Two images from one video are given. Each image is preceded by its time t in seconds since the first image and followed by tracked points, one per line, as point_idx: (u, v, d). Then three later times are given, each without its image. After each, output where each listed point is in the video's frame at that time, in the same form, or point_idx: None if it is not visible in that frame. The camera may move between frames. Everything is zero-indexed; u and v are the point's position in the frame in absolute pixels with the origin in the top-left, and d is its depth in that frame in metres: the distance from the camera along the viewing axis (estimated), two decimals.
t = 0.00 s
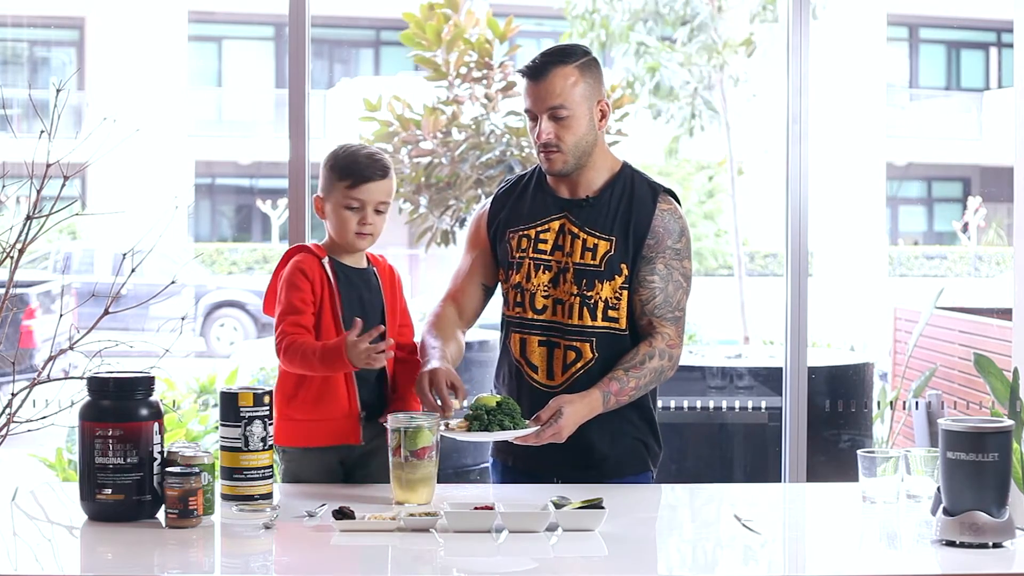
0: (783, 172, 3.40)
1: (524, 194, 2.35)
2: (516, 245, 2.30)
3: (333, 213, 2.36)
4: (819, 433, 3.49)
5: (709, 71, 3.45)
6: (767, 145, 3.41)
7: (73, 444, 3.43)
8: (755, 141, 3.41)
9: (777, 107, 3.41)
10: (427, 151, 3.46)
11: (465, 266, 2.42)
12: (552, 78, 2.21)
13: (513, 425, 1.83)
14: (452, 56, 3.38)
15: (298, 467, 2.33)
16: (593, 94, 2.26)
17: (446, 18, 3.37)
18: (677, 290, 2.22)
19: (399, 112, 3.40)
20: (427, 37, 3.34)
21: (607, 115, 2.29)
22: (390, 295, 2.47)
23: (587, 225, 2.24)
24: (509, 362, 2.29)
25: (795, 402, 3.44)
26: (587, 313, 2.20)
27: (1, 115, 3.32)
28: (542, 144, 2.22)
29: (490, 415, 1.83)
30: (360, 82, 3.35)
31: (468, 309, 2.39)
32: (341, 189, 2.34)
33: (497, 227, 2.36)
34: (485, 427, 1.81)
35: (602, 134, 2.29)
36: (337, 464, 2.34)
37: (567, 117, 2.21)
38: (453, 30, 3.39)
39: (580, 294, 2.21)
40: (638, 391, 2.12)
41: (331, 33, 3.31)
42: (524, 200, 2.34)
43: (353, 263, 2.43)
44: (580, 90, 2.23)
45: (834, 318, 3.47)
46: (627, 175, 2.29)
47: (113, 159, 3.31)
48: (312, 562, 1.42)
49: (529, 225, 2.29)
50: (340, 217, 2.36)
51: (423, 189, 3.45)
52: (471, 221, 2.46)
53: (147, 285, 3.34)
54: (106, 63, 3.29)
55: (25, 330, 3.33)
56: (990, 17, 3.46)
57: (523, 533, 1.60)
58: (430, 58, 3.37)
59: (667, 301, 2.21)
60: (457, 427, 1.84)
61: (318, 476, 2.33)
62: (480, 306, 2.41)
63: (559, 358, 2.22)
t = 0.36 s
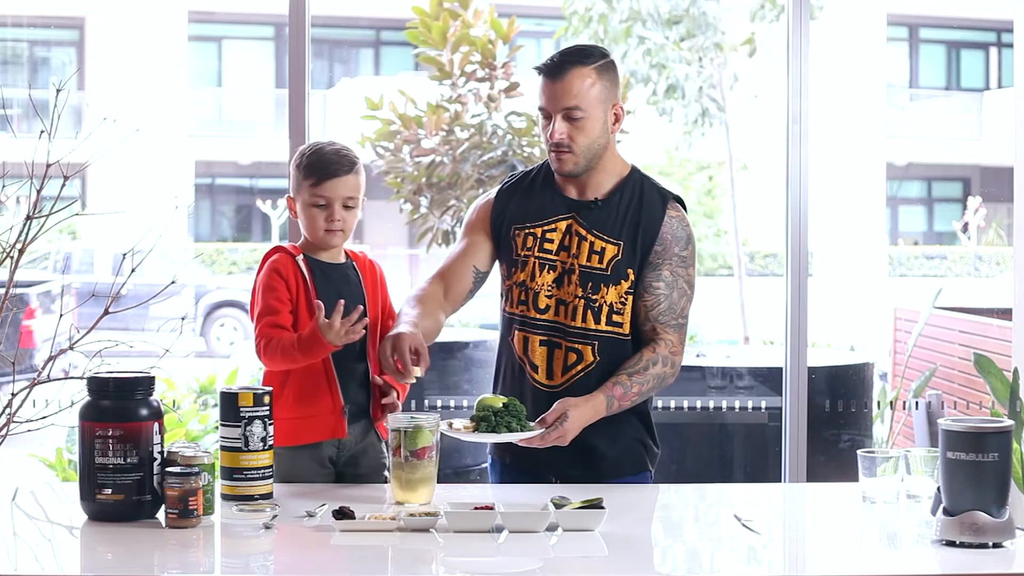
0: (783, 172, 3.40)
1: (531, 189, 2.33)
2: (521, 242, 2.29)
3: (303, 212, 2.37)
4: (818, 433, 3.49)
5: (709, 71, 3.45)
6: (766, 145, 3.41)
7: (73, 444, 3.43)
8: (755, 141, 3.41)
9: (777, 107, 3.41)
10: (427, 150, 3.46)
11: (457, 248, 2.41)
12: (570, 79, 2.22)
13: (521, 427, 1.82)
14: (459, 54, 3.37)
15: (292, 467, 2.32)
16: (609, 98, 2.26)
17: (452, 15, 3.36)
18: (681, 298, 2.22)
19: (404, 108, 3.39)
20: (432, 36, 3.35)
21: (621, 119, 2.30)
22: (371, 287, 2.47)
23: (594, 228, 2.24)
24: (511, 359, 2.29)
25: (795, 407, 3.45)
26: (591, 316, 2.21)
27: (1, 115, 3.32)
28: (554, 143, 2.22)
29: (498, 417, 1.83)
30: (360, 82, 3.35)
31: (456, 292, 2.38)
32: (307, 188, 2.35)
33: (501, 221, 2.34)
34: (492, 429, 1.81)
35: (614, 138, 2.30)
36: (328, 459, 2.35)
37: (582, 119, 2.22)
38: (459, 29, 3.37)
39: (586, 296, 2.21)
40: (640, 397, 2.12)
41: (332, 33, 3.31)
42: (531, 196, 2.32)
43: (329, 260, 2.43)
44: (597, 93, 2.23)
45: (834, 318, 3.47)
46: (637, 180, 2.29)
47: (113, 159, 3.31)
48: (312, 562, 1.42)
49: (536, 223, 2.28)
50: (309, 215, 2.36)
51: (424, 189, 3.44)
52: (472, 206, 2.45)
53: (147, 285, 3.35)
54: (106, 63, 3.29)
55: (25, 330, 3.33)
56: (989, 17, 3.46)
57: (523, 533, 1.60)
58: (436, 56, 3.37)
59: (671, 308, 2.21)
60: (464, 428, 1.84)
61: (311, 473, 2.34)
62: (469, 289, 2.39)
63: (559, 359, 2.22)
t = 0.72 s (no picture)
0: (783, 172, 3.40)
1: (538, 188, 2.32)
2: (527, 242, 2.28)
3: (289, 213, 2.38)
4: (818, 433, 3.50)
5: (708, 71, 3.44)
6: (766, 145, 3.41)
7: (73, 444, 3.43)
8: (755, 141, 3.41)
9: (777, 107, 3.41)
10: (430, 148, 3.43)
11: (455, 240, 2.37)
12: (581, 79, 2.22)
13: (535, 429, 1.82)
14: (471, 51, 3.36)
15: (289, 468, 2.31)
16: (619, 101, 2.26)
17: (467, 15, 3.38)
18: (687, 302, 2.24)
19: (410, 105, 3.38)
20: (446, 31, 3.35)
21: (630, 122, 2.30)
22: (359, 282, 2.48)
23: (601, 230, 2.25)
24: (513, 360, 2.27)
25: (795, 408, 3.46)
26: (597, 317, 2.21)
27: (1, 115, 3.32)
28: (562, 143, 2.23)
29: (512, 418, 1.82)
30: (361, 82, 3.36)
31: (450, 282, 2.34)
32: (292, 189, 2.35)
33: (504, 217, 2.32)
34: (507, 431, 1.80)
35: (622, 140, 2.30)
36: (323, 459, 2.35)
37: (592, 120, 2.22)
38: (473, 28, 3.38)
39: (592, 298, 2.22)
40: (648, 399, 2.12)
41: (332, 34, 3.32)
42: (537, 195, 2.31)
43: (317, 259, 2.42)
44: (608, 95, 2.23)
45: (834, 318, 3.47)
46: (643, 183, 2.29)
47: (113, 159, 3.31)
48: (311, 562, 1.42)
49: (542, 223, 2.28)
50: (295, 216, 2.36)
51: (425, 189, 3.44)
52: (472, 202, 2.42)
53: (147, 285, 3.35)
54: (106, 63, 3.29)
55: (25, 330, 3.33)
56: (989, 17, 3.46)
57: (523, 533, 1.60)
58: (447, 52, 3.37)
59: (677, 311, 2.23)
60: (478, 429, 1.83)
61: (307, 473, 2.33)
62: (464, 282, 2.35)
63: (563, 361, 2.21)
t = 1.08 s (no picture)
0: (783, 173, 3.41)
1: (535, 187, 2.32)
2: (525, 241, 2.28)
3: (281, 209, 2.38)
4: (818, 433, 3.50)
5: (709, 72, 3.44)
6: (766, 145, 3.41)
7: (73, 444, 3.43)
8: (754, 140, 3.41)
9: (777, 107, 3.41)
10: (430, 148, 3.43)
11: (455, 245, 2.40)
12: (578, 77, 2.21)
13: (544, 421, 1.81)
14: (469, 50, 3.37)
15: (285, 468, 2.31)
16: (617, 98, 2.26)
17: (468, 12, 3.38)
18: (688, 297, 2.24)
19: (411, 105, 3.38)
20: (446, 29, 3.36)
21: (627, 120, 2.30)
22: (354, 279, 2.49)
23: (600, 227, 2.24)
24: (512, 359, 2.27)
25: (795, 408, 3.46)
26: (597, 314, 2.21)
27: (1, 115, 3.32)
28: (561, 142, 2.22)
29: (521, 411, 1.81)
30: (361, 82, 3.36)
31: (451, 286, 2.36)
32: (283, 184, 2.36)
33: (502, 217, 2.33)
34: (517, 425, 1.79)
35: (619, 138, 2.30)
36: (319, 460, 2.35)
37: (591, 117, 2.22)
38: (473, 26, 3.38)
39: (591, 295, 2.22)
40: (653, 395, 2.13)
41: (332, 34, 3.32)
42: (535, 194, 2.31)
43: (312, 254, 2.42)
44: (606, 92, 2.23)
45: (834, 318, 3.47)
46: (642, 180, 2.29)
47: (113, 159, 3.31)
48: (311, 562, 1.42)
49: (540, 222, 2.28)
50: (288, 211, 2.36)
51: (425, 189, 3.43)
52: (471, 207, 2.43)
53: (147, 285, 3.35)
54: (106, 63, 3.29)
55: (25, 330, 3.33)
56: (989, 17, 3.46)
57: (523, 533, 1.60)
58: (447, 49, 3.37)
59: (678, 307, 2.23)
60: (486, 424, 1.81)
61: (304, 473, 2.34)
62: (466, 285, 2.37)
63: (564, 358, 2.22)
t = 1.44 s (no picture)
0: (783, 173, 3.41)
1: (525, 191, 2.32)
2: (523, 244, 2.27)
3: (278, 209, 2.38)
4: (818, 433, 3.50)
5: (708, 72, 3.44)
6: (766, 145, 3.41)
7: (73, 444, 3.43)
8: (753, 139, 3.41)
9: (776, 107, 3.41)
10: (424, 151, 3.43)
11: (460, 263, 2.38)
12: (563, 75, 2.21)
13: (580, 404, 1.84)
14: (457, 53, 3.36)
15: (285, 468, 2.31)
16: (601, 93, 2.27)
17: (452, 15, 3.36)
18: (691, 279, 2.25)
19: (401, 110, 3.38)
20: (432, 32, 3.35)
21: (611, 114, 2.31)
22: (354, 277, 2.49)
23: (597, 221, 2.25)
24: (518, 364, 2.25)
25: (795, 408, 3.46)
26: (602, 307, 2.21)
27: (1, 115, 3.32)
28: (552, 140, 2.22)
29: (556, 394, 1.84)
30: (360, 82, 3.36)
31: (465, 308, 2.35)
32: (280, 184, 2.36)
33: (497, 224, 2.32)
34: (557, 408, 1.81)
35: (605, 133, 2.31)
36: (319, 460, 2.35)
37: (579, 114, 2.22)
38: (458, 29, 3.37)
39: (595, 288, 2.22)
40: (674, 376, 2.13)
41: (332, 33, 3.33)
42: (525, 197, 2.31)
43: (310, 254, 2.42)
44: (591, 88, 2.23)
45: (834, 318, 3.47)
46: (631, 171, 2.30)
47: (113, 159, 3.31)
48: (311, 562, 1.42)
49: (535, 224, 2.27)
50: (286, 211, 2.36)
51: (422, 190, 3.44)
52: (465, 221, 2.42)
53: (147, 285, 3.35)
54: (106, 63, 3.29)
55: (25, 330, 3.33)
56: (989, 17, 3.46)
57: (523, 533, 1.60)
58: (435, 54, 3.36)
59: (684, 290, 2.23)
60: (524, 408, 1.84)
61: (304, 472, 2.34)
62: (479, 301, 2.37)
63: (574, 355, 2.21)
